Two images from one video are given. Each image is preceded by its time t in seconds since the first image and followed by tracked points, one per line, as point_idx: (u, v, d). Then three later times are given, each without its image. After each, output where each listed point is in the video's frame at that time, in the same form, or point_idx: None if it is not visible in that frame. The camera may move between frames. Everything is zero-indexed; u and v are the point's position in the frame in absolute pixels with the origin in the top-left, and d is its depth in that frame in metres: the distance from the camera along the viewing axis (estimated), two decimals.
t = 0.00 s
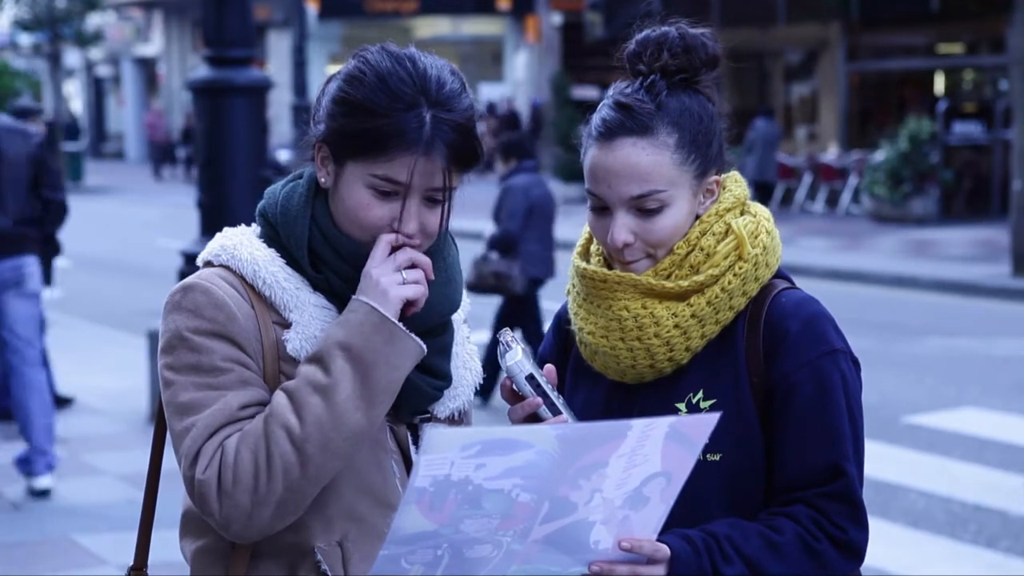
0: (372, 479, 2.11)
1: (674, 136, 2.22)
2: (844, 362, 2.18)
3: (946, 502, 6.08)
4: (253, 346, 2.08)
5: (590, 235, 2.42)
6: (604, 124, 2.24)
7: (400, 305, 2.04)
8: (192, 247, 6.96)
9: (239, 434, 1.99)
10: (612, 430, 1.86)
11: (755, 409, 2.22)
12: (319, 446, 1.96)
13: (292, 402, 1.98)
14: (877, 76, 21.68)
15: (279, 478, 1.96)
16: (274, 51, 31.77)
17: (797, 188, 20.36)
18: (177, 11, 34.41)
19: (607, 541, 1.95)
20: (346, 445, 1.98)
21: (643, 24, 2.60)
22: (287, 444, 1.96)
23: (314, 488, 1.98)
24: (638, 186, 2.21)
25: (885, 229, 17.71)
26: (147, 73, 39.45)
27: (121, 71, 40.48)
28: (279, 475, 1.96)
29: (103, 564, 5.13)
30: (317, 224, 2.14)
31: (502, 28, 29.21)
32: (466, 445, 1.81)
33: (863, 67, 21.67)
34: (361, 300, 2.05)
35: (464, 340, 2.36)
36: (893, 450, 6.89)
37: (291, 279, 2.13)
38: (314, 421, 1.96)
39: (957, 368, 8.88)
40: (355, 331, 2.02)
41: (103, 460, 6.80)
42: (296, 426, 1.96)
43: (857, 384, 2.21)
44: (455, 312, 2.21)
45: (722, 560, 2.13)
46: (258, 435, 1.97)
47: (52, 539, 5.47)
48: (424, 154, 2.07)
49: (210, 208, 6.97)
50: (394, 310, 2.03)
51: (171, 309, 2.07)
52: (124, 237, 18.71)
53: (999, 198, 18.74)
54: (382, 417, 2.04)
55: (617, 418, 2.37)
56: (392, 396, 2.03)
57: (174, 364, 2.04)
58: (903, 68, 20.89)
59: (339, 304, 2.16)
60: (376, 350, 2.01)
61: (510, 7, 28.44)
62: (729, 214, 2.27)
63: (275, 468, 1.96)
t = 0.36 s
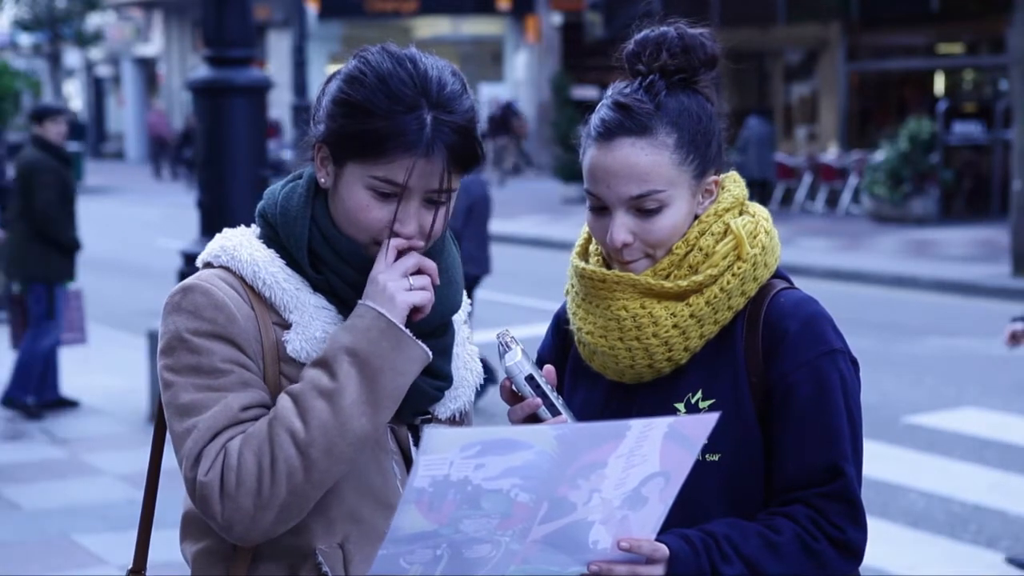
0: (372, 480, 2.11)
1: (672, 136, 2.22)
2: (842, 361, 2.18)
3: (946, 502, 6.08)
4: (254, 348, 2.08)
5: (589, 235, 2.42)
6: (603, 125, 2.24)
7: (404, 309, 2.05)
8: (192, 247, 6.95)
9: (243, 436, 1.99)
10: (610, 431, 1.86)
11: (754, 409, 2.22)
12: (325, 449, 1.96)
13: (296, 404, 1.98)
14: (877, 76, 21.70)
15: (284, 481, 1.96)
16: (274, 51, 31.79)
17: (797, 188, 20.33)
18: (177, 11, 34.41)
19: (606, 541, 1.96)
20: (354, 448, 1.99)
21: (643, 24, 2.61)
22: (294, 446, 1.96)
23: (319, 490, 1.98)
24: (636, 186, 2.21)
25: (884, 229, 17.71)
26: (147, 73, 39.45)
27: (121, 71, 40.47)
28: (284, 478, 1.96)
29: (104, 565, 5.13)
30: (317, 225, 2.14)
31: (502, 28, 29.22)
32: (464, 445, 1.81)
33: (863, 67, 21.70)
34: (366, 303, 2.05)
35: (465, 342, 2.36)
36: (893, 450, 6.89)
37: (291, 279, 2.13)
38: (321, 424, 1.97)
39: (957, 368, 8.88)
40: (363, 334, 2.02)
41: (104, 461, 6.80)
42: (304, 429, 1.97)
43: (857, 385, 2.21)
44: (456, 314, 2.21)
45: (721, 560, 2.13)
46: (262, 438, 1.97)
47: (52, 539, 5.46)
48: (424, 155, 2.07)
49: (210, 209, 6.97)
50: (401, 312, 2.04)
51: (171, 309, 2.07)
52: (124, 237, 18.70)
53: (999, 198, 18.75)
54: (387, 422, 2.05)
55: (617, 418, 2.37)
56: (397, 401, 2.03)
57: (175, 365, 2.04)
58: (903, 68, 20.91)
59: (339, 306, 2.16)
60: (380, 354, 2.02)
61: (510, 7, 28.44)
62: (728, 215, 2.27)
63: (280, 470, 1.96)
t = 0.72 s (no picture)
0: (373, 480, 2.11)
1: (671, 137, 2.23)
2: (841, 361, 2.18)
3: (946, 502, 6.08)
4: (255, 347, 2.08)
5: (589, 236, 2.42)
6: (602, 125, 2.24)
7: (407, 309, 2.05)
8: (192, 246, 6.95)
9: (248, 435, 1.99)
10: (609, 432, 1.86)
11: (753, 409, 2.22)
12: (331, 450, 1.97)
13: (304, 404, 1.99)
14: (877, 76, 21.70)
15: (290, 480, 1.96)
16: (274, 51, 31.79)
17: (797, 188, 20.33)
18: (177, 11, 34.40)
19: (606, 540, 1.96)
20: (357, 449, 1.99)
21: (641, 24, 2.61)
22: (299, 446, 1.96)
23: (323, 490, 1.99)
24: (636, 187, 2.21)
25: (884, 229, 17.71)
26: (147, 73, 39.44)
27: (121, 70, 40.46)
28: (290, 477, 1.96)
29: (104, 564, 5.14)
30: (317, 225, 2.14)
31: (502, 28, 29.21)
32: (462, 444, 1.81)
33: (863, 67, 21.70)
34: (369, 302, 2.05)
35: (465, 341, 2.37)
36: (893, 451, 6.89)
37: (291, 279, 2.13)
38: (325, 424, 1.97)
39: (957, 368, 8.88)
40: (367, 333, 2.02)
41: (105, 461, 6.80)
42: (309, 428, 1.97)
43: (856, 385, 2.21)
44: (456, 314, 2.21)
45: (720, 560, 2.13)
46: (267, 438, 1.97)
47: (52, 539, 5.47)
48: (423, 157, 2.07)
49: (210, 209, 6.97)
50: (404, 312, 2.04)
51: (171, 309, 2.08)
52: (124, 237, 18.69)
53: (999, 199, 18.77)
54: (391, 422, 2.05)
55: (618, 417, 2.37)
56: (402, 401, 2.03)
57: (176, 365, 2.05)
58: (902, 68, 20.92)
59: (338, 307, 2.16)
60: (385, 354, 2.02)
61: (510, 8, 28.44)
62: (727, 215, 2.27)
63: (286, 470, 1.96)
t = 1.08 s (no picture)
0: (374, 481, 2.11)
1: (671, 137, 2.22)
2: (841, 361, 2.18)
3: (947, 502, 6.08)
4: (255, 347, 2.08)
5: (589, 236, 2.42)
6: (602, 125, 2.24)
7: (408, 310, 2.05)
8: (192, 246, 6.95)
9: (250, 435, 1.99)
10: (609, 432, 1.86)
11: (753, 410, 2.22)
12: (332, 452, 1.97)
13: (305, 406, 1.99)
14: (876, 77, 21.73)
15: (292, 481, 1.96)
16: (274, 51, 31.80)
17: (797, 188, 20.34)
18: (177, 11, 34.42)
19: (605, 542, 1.96)
20: (360, 451, 1.99)
21: (641, 24, 2.61)
22: (301, 446, 1.96)
23: (324, 492, 1.98)
24: (636, 187, 2.21)
25: (884, 229, 17.70)
26: (147, 73, 39.44)
27: (120, 70, 40.48)
28: (292, 478, 1.96)
29: (104, 564, 5.13)
30: (316, 226, 2.14)
31: (502, 28, 29.24)
32: (462, 445, 1.81)
33: (863, 68, 21.73)
34: (370, 304, 2.05)
35: (465, 341, 2.37)
36: (894, 451, 6.90)
37: (291, 280, 2.13)
38: (328, 425, 1.96)
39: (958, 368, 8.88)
40: (370, 334, 2.02)
41: (105, 461, 6.80)
42: (311, 429, 1.97)
43: (857, 385, 2.21)
44: (456, 314, 2.21)
45: (720, 560, 2.13)
46: (269, 439, 1.97)
47: (52, 539, 5.46)
48: (425, 160, 2.07)
49: (210, 209, 6.96)
50: (404, 314, 2.04)
51: (171, 309, 2.07)
52: (124, 237, 18.69)
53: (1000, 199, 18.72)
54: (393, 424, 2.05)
55: (617, 417, 2.37)
56: (404, 402, 2.03)
57: (177, 365, 2.04)
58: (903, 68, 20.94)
59: (338, 307, 2.16)
60: (387, 355, 2.02)
61: (510, 8, 28.46)
62: (727, 215, 2.26)
63: (288, 471, 1.96)
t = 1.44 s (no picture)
0: (374, 481, 2.11)
1: (671, 137, 2.22)
2: (842, 362, 2.18)
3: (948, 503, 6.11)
4: (255, 347, 2.07)
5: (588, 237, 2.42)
6: (602, 125, 2.24)
7: (407, 311, 2.05)
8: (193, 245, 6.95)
9: (251, 435, 1.99)
10: (610, 431, 1.86)
11: (754, 410, 2.22)
12: (334, 451, 1.97)
13: (306, 407, 1.99)
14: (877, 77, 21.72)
15: (292, 481, 1.96)
16: (274, 52, 31.85)
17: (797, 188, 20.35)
18: (177, 11, 34.45)
19: (606, 542, 1.96)
20: (360, 452, 1.99)
21: (641, 23, 2.61)
22: (302, 445, 1.96)
23: (324, 491, 1.98)
24: (636, 188, 2.21)
25: (884, 229, 17.72)
26: (147, 73, 39.49)
27: (120, 70, 40.54)
28: (293, 478, 1.96)
29: (103, 564, 5.13)
30: (316, 226, 2.14)
31: (502, 29, 29.29)
32: (462, 445, 1.80)
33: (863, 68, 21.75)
34: (370, 305, 2.05)
35: (464, 340, 2.37)
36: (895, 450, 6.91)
37: (291, 279, 2.13)
38: (329, 425, 1.97)
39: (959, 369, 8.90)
40: (371, 336, 2.02)
41: (105, 461, 6.80)
42: (312, 429, 1.97)
43: (857, 385, 2.21)
44: (456, 314, 2.21)
45: (721, 561, 2.13)
46: (270, 439, 1.97)
47: (51, 539, 5.47)
48: (426, 162, 2.07)
49: (211, 209, 6.96)
50: (404, 316, 2.04)
51: (171, 309, 2.07)
52: (124, 237, 18.70)
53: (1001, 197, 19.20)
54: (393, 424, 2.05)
55: (617, 417, 2.37)
56: (405, 404, 2.04)
57: (177, 365, 2.04)
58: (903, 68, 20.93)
59: (338, 307, 2.16)
60: (388, 355, 2.02)
61: (510, 8, 28.49)
62: (727, 215, 2.26)
63: (288, 470, 1.96)
